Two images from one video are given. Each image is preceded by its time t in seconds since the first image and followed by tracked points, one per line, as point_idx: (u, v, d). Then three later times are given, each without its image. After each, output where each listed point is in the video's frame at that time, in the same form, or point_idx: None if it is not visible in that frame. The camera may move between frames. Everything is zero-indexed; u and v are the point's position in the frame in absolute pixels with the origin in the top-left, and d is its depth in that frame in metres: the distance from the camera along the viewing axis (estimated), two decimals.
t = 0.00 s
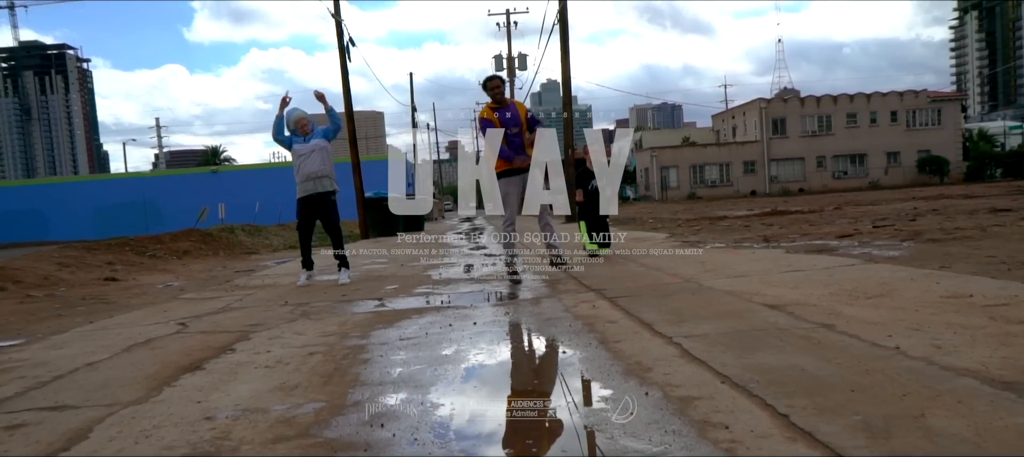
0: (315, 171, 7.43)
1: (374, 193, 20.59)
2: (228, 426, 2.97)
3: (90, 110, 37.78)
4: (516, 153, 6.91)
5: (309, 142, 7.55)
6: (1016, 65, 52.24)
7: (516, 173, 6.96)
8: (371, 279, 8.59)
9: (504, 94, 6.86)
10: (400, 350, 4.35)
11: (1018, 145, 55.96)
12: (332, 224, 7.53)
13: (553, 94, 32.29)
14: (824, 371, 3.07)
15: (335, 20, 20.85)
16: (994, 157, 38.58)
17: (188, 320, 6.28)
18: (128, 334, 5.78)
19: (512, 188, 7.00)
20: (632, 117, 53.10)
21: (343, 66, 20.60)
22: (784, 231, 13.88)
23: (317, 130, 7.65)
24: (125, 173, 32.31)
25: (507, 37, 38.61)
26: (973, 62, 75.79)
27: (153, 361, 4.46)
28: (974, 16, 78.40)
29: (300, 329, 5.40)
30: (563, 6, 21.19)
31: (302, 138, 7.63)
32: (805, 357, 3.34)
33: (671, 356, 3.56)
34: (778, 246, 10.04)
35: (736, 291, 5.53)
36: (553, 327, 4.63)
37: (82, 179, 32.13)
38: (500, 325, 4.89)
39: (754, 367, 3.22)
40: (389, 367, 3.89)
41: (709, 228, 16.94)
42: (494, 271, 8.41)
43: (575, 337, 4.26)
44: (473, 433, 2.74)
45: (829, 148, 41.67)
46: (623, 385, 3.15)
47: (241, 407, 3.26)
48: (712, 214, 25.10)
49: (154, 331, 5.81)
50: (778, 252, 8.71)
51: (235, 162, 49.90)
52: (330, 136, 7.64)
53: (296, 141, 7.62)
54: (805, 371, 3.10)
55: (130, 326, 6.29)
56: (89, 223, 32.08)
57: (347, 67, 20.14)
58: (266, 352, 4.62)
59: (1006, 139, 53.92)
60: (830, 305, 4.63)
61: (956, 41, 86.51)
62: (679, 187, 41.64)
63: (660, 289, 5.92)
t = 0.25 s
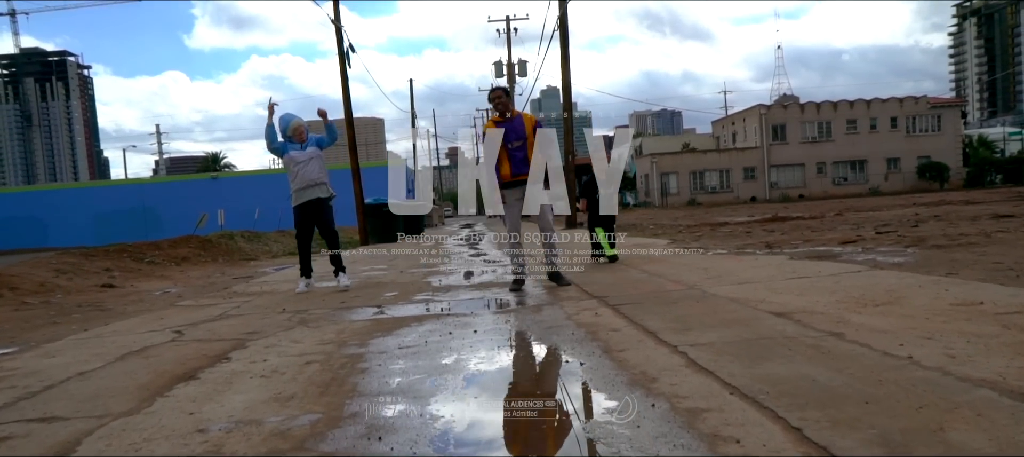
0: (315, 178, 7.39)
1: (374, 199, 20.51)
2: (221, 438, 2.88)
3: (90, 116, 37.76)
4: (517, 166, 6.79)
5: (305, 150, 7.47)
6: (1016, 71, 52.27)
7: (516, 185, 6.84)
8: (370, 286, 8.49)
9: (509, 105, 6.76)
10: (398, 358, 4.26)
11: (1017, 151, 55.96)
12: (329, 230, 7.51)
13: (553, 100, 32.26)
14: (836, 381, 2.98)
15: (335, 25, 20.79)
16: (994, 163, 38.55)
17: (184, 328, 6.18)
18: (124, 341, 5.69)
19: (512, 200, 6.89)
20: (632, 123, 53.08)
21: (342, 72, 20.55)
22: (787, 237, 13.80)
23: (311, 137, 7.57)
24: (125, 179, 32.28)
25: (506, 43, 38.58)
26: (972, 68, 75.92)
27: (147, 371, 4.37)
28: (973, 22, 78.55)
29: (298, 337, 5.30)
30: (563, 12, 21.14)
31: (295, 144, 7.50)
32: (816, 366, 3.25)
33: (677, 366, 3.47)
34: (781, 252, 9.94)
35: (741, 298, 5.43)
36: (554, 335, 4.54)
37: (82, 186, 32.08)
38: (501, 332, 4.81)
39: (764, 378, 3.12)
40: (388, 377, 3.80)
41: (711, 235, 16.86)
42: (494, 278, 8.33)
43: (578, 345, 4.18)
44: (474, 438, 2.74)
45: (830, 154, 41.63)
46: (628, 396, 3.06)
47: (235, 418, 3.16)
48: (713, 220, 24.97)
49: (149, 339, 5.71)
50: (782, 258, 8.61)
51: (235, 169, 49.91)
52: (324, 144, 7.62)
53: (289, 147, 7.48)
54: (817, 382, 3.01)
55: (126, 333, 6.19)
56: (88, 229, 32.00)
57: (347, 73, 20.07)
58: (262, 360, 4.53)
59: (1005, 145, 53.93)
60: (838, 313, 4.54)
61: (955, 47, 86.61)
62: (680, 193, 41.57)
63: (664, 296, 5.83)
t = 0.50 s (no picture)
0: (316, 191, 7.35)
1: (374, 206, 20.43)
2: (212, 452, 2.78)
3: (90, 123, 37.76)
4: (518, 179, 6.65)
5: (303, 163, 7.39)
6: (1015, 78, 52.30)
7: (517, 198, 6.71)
8: (370, 293, 8.39)
9: (517, 115, 6.72)
10: (397, 368, 4.16)
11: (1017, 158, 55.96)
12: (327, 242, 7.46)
13: (554, 106, 32.24)
14: (850, 393, 2.88)
15: (335, 31, 20.75)
16: (995, 170, 38.49)
17: (180, 337, 6.08)
18: (118, 350, 5.59)
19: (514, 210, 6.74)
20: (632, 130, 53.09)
21: (343, 79, 20.51)
22: (789, 244, 13.70)
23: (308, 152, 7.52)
24: (126, 186, 32.23)
25: (507, 50, 38.58)
26: (971, 75, 75.96)
27: (140, 380, 4.27)
28: (972, 29, 78.65)
29: (295, 345, 5.20)
30: (564, 19, 21.10)
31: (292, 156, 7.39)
32: (827, 377, 3.15)
33: (683, 376, 3.38)
34: (784, 259, 9.85)
35: (747, 306, 5.34)
36: (557, 344, 4.44)
37: (82, 193, 32.03)
38: (502, 341, 4.71)
39: (774, 389, 3.03)
40: (386, 387, 3.69)
41: (712, 241, 16.76)
42: (495, 285, 8.24)
43: (582, 354, 4.09)
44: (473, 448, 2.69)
45: (830, 161, 41.58)
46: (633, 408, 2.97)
47: (228, 431, 3.06)
48: (713, 226, 24.87)
49: (144, 347, 5.62)
50: (785, 265, 8.52)
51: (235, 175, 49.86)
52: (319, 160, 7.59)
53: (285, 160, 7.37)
54: (829, 393, 2.91)
55: (121, 342, 6.09)
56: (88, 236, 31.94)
57: (347, 79, 20.02)
58: (258, 369, 4.43)
59: (1005, 153, 53.92)
60: (846, 322, 4.44)
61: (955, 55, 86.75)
62: (680, 200, 41.49)
63: (667, 304, 5.74)
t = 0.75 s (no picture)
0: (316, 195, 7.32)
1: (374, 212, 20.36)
2: None
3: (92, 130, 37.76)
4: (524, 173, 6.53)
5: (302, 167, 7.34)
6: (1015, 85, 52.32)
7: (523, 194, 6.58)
8: (369, 300, 8.29)
9: (528, 111, 6.63)
10: (394, 377, 4.07)
11: (1016, 165, 55.95)
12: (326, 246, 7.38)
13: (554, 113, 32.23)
14: (864, 404, 2.78)
15: (336, 38, 20.75)
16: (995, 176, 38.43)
17: (176, 344, 5.97)
18: (113, 358, 5.50)
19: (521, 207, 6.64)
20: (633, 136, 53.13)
21: (343, 85, 20.49)
22: (791, 251, 13.62)
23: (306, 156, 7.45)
24: (126, 192, 32.16)
25: (507, 56, 38.66)
26: (971, 82, 76.00)
27: (132, 390, 4.17)
28: (972, 36, 78.72)
29: (292, 354, 5.11)
30: (564, 26, 21.08)
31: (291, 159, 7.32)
32: (839, 387, 3.05)
33: (690, 386, 3.28)
34: (787, 266, 9.76)
35: (751, 313, 5.25)
36: (558, 353, 4.34)
37: (82, 199, 31.98)
38: (503, 349, 4.63)
39: (784, 399, 2.93)
40: (384, 397, 3.60)
41: (713, 248, 16.68)
42: (496, 292, 8.15)
43: (585, 362, 4.00)
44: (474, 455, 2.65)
45: (831, 167, 41.53)
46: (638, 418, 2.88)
47: (220, 443, 2.97)
48: (714, 233, 24.78)
49: (139, 355, 5.52)
50: (788, 272, 8.42)
51: (236, 182, 49.86)
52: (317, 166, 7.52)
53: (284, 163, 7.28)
54: (842, 404, 2.82)
55: (116, 349, 5.99)
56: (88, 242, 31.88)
57: (347, 85, 19.99)
58: (254, 378, 4.34)
59: (1005, 159, 53.90)
60: (854, 330, 4.35)
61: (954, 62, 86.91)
62: (681, 206, 41.41)
63: (671, 311, 5.65)
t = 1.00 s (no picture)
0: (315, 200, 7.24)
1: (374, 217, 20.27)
2: None
3: (94, 136, 37.75)
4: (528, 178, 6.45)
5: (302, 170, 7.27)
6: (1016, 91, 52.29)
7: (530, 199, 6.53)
8: (368, 306, 8.19)
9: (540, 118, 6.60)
10: (393, 385, 3.98)
11: (1017, 171, 55.86)
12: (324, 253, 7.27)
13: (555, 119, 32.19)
14: (878, 416, 2.69)
15: (336, 44, 20.72)
16: (996, 182, 38.34)
17: (171, 351, 5.88)
18: (106, 365, 5.40)
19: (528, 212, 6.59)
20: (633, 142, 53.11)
21: (343, 91, 20.45)
22: (794, 256, 13.52)
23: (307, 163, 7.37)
24: (126, 198, 32.06)
25: (508, 62, 38.66)
26: (972, 89, 75.98)
27: (124, 399, 4.08)
28: (972, 42, 78.75)
29: (288, 361, 5.01)
30: (565, 31, 21.01)
31: (290, 161, 7.25)
32: (851, 398, 2.95)
33: (696, 396, 3.19)
34: (791, 272, 9.66)
35: (756, 320, 5.15)
36: (561, 360, 4.25)
37: (82, 205, 31.93)
38: (504, 356, 4.54)
39: (795, 410, 2.83)
40: (381, 407, 3.50)
41: (715, 253, 16.57)
42: (497, 298, 8.06)
43: (588, 370, 3.91)
44: None
45: (832, 173, 41.45)
46: (645, 430, 2.78)
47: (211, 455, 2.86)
48: (716, 239, 24.67)
49: (133, 363, 5.42)
50: (792, 278, 8.32)
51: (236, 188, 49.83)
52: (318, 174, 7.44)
53: (285, 166, 7.19)
54: (855, 416, 2.72)
55: (110, 357, 5.89)
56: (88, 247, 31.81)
57: (347, 91, 19.91)
58: (248, 387, 4.24)
59: (1006, 165, 53.81)
60: (863, 337, 4.25)
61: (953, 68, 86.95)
62: (682, 212, 41.30)
63: (674, 318, 5.55)
